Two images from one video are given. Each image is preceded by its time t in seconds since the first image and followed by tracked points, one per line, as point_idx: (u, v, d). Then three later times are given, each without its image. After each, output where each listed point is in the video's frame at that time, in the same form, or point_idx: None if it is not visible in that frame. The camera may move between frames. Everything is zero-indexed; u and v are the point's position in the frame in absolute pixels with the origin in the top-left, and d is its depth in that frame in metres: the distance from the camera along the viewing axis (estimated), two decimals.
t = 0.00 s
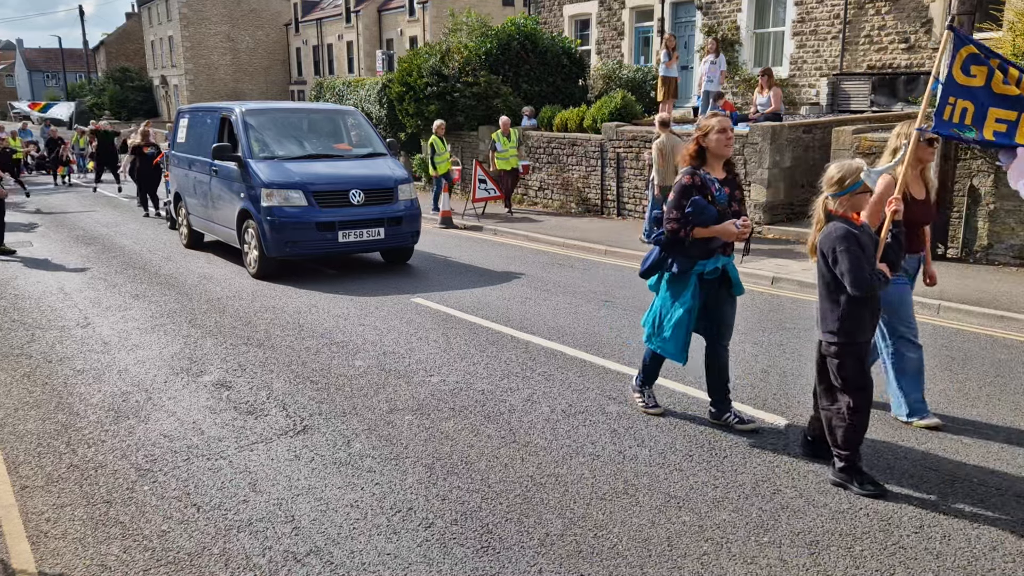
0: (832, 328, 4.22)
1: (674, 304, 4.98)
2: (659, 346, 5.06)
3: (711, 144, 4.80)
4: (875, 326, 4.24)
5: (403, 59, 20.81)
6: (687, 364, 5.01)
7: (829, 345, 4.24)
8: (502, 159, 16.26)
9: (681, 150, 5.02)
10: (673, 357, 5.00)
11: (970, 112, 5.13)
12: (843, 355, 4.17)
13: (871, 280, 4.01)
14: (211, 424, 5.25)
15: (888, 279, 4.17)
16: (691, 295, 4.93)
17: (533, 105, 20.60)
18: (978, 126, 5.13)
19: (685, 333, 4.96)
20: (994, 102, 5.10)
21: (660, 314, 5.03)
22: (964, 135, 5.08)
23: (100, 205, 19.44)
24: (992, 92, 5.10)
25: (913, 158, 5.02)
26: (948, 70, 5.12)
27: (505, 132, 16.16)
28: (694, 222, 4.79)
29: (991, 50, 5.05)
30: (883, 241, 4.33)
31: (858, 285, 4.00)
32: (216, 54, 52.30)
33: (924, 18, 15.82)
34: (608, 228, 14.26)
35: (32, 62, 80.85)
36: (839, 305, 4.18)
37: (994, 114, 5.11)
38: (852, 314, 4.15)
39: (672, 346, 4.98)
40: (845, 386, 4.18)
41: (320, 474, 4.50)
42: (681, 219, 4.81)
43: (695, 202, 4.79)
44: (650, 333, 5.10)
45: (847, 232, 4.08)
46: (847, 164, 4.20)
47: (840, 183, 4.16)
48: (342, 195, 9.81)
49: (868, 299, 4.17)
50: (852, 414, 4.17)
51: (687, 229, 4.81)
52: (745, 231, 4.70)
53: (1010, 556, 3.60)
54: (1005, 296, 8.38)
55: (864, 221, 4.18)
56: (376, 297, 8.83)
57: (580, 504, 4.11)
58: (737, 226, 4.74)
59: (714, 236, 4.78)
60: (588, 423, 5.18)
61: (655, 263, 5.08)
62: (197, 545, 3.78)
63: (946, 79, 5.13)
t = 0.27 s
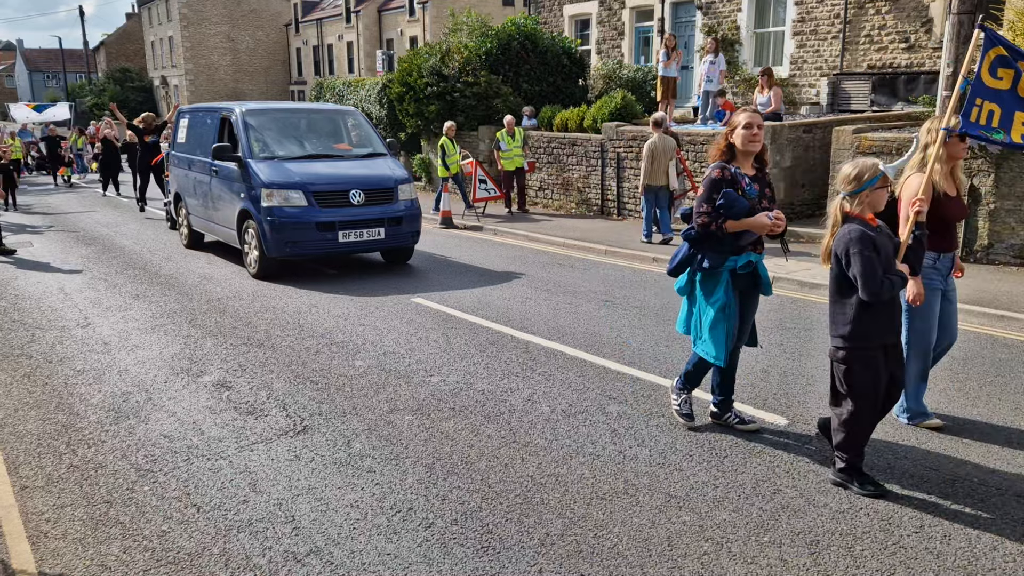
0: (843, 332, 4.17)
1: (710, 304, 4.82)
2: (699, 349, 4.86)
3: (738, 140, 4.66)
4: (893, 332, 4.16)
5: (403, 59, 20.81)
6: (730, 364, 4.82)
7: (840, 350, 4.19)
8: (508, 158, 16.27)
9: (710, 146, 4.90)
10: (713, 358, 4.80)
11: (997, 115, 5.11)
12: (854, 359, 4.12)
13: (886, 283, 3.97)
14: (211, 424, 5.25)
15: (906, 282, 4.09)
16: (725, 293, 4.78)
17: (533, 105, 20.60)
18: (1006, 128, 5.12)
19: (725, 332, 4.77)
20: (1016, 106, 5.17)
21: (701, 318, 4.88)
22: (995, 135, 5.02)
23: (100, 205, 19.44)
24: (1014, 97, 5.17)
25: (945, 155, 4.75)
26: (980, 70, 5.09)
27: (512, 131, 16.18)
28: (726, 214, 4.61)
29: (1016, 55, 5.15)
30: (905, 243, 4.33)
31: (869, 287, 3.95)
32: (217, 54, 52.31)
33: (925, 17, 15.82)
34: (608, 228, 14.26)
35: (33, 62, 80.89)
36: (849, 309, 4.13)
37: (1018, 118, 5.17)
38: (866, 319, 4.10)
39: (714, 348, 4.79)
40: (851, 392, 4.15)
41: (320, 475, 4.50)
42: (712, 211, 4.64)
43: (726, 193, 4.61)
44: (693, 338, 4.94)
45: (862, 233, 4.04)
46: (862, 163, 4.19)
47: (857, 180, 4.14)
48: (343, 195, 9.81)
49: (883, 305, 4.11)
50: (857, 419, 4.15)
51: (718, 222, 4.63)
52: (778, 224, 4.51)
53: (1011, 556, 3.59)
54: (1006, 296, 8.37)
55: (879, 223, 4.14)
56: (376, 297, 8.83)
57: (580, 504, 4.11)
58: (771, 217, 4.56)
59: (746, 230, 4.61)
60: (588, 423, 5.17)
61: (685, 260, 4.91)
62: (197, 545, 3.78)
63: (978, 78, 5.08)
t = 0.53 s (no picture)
0: (861, 335, 4.07)
1: (738, 307, 4.72)
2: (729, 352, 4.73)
3: (761, 141, 4.61)
4: (913, 336, 4.06)
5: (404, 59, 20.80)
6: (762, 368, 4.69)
7: (857, 353, 4.09)
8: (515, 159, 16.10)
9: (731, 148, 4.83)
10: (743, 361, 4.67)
11: None
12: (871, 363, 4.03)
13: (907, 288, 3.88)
14: (212, 425, 5.25)
15: (927, 284, 3.99)
16: (753, 295, 4.68)
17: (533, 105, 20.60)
18: None
19: (754, 334, 4.65)
20: None
21: (728, 322, 4.78)
22: None
23: (100, 206, 19.45)
24: None
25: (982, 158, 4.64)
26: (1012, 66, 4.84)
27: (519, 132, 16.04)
28: (751, 214, 4.51)
29: None
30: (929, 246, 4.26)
31: (890, 291, 3.86)
32: (217, 54, 52.34)
33: (925, 17, 15.82)
34: (608, 228, 14.26)
35: (33, 63, 80.95)
36: (868, 313, 4.03)
37: None
38: (885, 323, 4.00)
39: (744, 351, 4.66)
40: (867, 396, 4.06)
41: (320, 475, 4.50)
42: (737, 210, 4.55)
43: (752, 192, 4.51)
44: (720, 343, 4.83)
45: (884, 235, 3.94)
46: (886, 161, 4.08)
47: (881, 178, 4.04)
48: (343, 195, 9.81)
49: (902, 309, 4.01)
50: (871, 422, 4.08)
51: (744, 221, 4.53)
52: (804, 224, 4.38)
53: (1011, 556, 3.59)
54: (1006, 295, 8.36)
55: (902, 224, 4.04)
56: (376, 298, 8.83)
57: (580, 504, 4.11)
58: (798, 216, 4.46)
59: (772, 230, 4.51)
60: (588, 423, 5.17)
61: (709, 261, 4.80)
62: (197, 545, 3.79)
63: (1011, 75, 4.81)
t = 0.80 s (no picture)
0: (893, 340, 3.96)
1: (768, 315, 4.59)
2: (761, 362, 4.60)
3: (787, 144, 4.45)
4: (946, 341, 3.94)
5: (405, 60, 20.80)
6: (792, 376, 4.58)
7: (888, 357, 3.97)
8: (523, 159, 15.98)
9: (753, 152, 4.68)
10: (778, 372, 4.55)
11: None
12: (903, 368, 3.91)
13: (941, 294, 3.78)
14: (213, 425, 5.26)
15: (963, 290, 3.88)
16: (784, 303, 4.57)
17: (534, 105, 20.60)
18: None
19: (790, 343, 4.53)
20: None
21: (753, 328, 4.65)
22: None
23: (102, 207, 19.47)
24: None
25: None
26: None
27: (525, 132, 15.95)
28: (784, 221, 4.35)
29: None
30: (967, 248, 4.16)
31: (924, 296, 3.75)
32: (218, 55, 52.38)
33: (926, 16, 15.82)
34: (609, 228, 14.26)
35: (35, 64, 81.06)
36: (898, 315, 3.92)
37: None
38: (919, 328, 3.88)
39: (776, 359, 4.55)
40: (893, 399, 3.94)
41: (321, 475, 4.50)
42: (770, 218, 4.40)
43: (784, 199, 4.35)
44: (745, 351, 4.69)
45: (917, 238, 3.82)
46: (926, 162, 3.94)
47: (920, 178, 3.90)
48: (344, 195, 9.80)
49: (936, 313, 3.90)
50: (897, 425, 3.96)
51: (777, 229, 4.39)
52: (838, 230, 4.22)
53: (1013, 556, 3.59)
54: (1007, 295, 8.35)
55: (937, 227, 3.92)
56: (377, 298, 8.84)
57: (581, 504, 4.11)
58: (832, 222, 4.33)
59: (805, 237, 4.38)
60: (589, 423, 5.18)
61: (737, 270, 4.64)
62: (197, 546, 3.79)
63: None
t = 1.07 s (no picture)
0: (935, 343, 3.93)
1: (805, 321, 4.47)
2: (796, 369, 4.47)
3: (823, 145, 4.36)
4: (988, 344, 3.88)
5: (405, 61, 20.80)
6: (827, 384, 4.46)
7: (934, 361, 3.94)
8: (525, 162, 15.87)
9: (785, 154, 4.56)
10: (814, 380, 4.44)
11: None
12: (946, 372, 3.86)
13: (974, 294, 3.73)
14: (213, 426, 5.26)
15: (1000, 291, 3.81)
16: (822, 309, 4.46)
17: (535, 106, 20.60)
18: None
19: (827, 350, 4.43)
20: None
21: (787, 333, 4.52)
22: None
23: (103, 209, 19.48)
24: None
25: None
26: None
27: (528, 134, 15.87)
28: (824, 229, 4.27)
29: None
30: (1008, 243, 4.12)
31: (956, 297, 3.71)
32: (219, 56, 52.41)
33: (927, 17, 15.82)
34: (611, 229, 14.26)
35: (37, 66, 81.15)
36: (942, 319, 3.87)
37: None
38: (957, 331, 3.83)
39: (812, 366, 4.42)
40: (948, 404, 3.87)
41: (321, 477, 4.50)
42: (810, 226, 4.29)
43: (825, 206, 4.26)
44: (777, 357, 4.54)
45: (951, 238, 3.79)
46: (959, 160, 3.92)
47: (954, 177, 3.87)
48: (344, 196, 9.80)
49: (975, 316, 3.84)
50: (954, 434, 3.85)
51: (817, 236, 4.29)
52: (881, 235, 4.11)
53: (1014, 557, 3.59)
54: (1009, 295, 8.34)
55: (972, 226, 3.87)
56: (377, 299, 8.84)
57: (581, 505, 4.11)
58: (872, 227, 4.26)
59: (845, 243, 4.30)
60: (590, 424, 5.17)
61: (775, 277, 4.48)
62: (198, 547, 3.79)
63: None
